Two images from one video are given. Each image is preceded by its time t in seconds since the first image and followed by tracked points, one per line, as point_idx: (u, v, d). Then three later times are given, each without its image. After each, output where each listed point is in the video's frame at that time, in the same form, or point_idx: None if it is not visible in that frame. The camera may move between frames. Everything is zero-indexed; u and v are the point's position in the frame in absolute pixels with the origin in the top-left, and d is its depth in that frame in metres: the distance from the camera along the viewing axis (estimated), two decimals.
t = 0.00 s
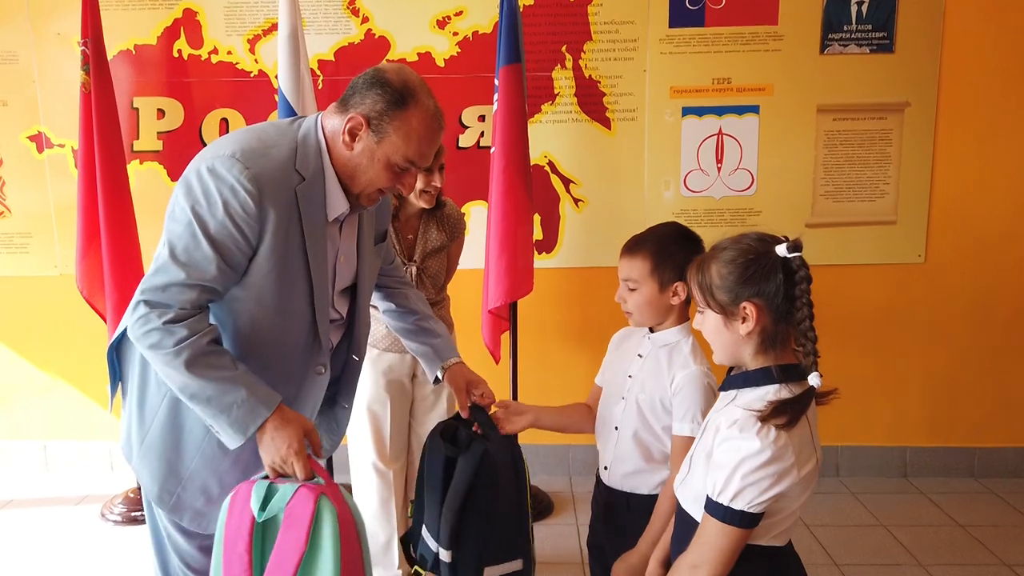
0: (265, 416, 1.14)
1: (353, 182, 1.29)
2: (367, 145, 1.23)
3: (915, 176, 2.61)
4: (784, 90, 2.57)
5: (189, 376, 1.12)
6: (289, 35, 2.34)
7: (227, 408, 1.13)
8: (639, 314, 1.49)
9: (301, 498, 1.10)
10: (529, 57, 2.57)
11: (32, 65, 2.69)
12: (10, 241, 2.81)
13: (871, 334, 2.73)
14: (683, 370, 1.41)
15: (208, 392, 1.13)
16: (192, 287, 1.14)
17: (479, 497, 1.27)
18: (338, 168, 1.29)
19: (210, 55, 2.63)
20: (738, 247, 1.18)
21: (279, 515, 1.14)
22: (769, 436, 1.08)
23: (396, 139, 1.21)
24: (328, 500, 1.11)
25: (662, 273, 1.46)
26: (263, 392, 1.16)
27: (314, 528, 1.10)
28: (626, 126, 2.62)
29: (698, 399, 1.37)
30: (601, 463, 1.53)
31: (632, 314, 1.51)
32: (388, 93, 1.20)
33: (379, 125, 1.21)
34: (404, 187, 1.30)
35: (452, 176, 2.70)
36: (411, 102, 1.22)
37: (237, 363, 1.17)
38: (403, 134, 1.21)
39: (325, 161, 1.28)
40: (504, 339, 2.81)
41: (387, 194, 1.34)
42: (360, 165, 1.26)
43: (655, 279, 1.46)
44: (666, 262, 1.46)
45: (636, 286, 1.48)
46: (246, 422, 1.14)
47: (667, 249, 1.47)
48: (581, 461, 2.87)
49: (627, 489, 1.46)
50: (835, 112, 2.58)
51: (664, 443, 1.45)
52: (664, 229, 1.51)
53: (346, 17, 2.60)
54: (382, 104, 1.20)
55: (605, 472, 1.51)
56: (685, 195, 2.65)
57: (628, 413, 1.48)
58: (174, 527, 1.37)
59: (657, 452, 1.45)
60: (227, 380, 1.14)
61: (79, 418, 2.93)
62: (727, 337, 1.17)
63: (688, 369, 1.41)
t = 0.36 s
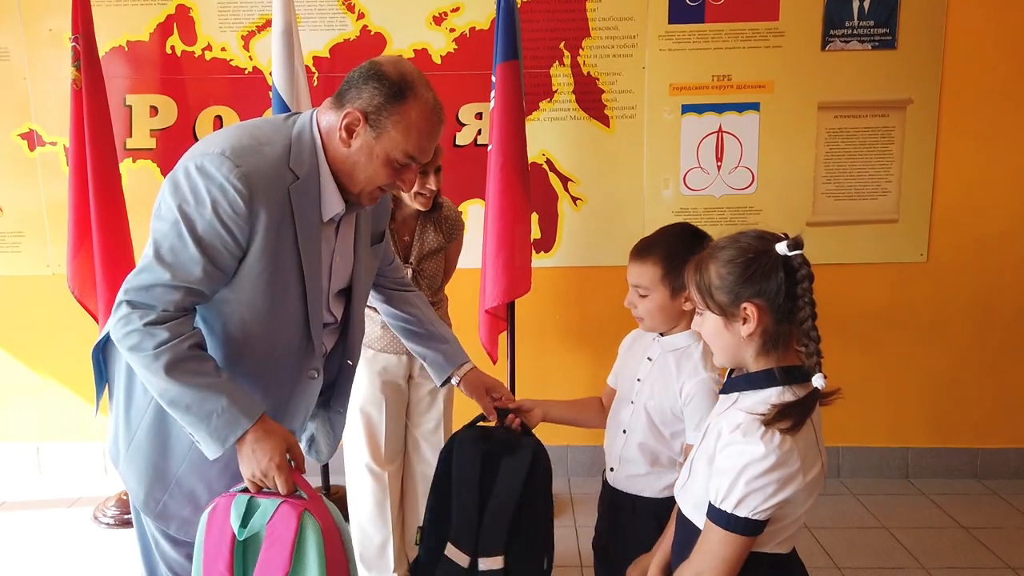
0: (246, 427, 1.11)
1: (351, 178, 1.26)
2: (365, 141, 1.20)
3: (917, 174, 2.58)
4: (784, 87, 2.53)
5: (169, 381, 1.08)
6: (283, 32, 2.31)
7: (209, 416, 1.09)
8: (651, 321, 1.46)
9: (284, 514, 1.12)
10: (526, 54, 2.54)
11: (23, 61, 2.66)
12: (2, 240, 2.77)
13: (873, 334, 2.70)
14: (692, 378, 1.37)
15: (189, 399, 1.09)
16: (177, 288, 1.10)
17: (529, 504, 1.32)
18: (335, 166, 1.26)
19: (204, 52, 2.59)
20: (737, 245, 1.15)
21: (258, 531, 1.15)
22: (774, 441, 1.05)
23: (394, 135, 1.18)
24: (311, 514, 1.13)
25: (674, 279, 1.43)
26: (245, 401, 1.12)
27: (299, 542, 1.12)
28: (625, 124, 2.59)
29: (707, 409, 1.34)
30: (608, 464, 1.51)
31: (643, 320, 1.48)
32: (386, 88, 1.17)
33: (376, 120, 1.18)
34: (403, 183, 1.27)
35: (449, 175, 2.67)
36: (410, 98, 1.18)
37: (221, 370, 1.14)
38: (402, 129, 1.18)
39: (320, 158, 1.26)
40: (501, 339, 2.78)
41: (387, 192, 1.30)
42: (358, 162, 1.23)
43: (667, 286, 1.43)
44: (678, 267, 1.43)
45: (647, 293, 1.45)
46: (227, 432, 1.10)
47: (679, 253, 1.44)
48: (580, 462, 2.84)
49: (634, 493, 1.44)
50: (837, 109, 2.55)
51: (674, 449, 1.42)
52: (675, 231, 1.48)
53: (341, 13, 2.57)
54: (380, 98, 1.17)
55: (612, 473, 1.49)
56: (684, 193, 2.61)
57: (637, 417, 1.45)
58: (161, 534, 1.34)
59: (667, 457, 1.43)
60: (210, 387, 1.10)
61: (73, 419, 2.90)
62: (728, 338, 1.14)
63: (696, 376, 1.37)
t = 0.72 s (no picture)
0: (265, 416, 1.11)
1: (350, 174, 1.25)
2: (365, 136, 1.19)
3: (916, 174, 2.58)
4: (784, 87, 2.53)
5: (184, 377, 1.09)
6: (283, 31, 2.31)
7: (227, 409, 1.11)
8: (647, 322, 1.46)
9: (325, 488, 1.13)
10: (526, 53, 2.54)
11: (22, 60, 2.65)
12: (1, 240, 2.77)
13: (873, 333, 2.70)
14: (687, 374, 1.36)
15: (205, 393, 1.10)
16: (186, 285, 1.11)
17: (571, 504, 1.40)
18: (336, 161, 1.25)
19: (204, 51, 2.59)
20: (733, 241, 1.14)
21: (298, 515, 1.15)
22: (774, 431, 1.05)
23: (395, 130, 1.17)
24: (350, 484, 1.15)
25: (666, 281, 1.43)
26: (262, 390, 1.13)
27: (344, 512, 1.14)
28: (625, 123, 2.59)
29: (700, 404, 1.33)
30: (610, 460, 1.52)
31: (640, 322, 1.48)
32: (390, 83, 1.16)
33: (378, 115, 1.17)
34: (401, 183, 1.26)
35: (448, 174, 2.67)
36: (413, 91, 1.18)
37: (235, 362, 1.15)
38: (404, 125, 1.16)
39: (323, 154, 1.25)
40: (501, 338, 2.77)
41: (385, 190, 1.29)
42: (358, 157, 1.22)
43: (660, 289, 1.43)
44: (670, 269, 1.43)
45: (641, 297, 1.45)
46: (247, 423, 1.11)
47: (670, 253, 1.44)
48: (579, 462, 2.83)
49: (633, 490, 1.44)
50: (837, 109, 2.55)
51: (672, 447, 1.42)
52: (664, 230, 1.48)
53: (341, 13, 2.57)
54: (383, 94, 1.16)
55: (614, 470, 1.50)
56: (684, 192, 2.61)
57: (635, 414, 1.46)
58: (161, 533, 1.34)
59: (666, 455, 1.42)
60: (225, 380, 1.11)
61: (72, 419, 2.90)
62: (725, 334, 1.13)
63: (692, 371, 1.36)
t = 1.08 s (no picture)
0: (296, 379, 1.14)
1: (338, 147, 1.27)
2: (349, 106, 1.21)
3: (914, 172, 2.60)
4: (783, 86, 2.55)
5: (207, 359, 1.11)
6: (285, 30, 2.32)
7: (255, 382, 1.13)
8: (638, 310, 1.48)
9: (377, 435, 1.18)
10: (527, 53, 2.55)
11: (26, 60, 2.67)
12: (4, 238, 2.79)
13: (871, 331, 2.71)
14: (664, 362, 1.38)
15: (230, 372, 1.13)
16: (194, 273, 1.13)
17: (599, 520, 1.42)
18: (327, 137, 1.27)
19: (206, 51, 2.61)
20: (723, 232, 1.15)
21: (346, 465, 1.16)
22: (773, 415, 1.06)
23: (376, 96, 1.18)
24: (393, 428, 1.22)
25: (662, 270, 1.45)
26: (285, 358, 1.15)
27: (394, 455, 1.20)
28: (625, 122, 2.60)
29: (672, 390, 1.34)
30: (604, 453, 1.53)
31: (629, 309, 1.49)
32: (367, 51, 1.18)
33: (358, 83, 1.19)
34: (390, 153, 1.27)
35: (449, 173, 2.69)
36: (389, 56, 1.19)
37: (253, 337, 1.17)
38: (383, 91, 1.18)
39: (313, 132, 1.27)
40: (501, 335, 2.79)
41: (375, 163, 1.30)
42: (343, 129, 1.24)
43: (655, 277, 1.45)
44: (667, 259, 1.45)
45: (635, 283, 1.46)
46: (278, 391, 1.13)
47: (667, 243, 1.46)
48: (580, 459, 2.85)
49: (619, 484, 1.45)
50: (835, 108, 2.56)
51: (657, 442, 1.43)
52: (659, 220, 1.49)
53: (343, 13, 2.58)
54: (362, 62, 1.18)
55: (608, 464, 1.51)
56: (684, 191, 2.63)
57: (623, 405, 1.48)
58: (172, 526, 1.35)
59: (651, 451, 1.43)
60: (249, 355, 1.13)
61: (76, 416, 2.91)
62: (716, 323, 1.15)
63: (670, 359, 1.38)
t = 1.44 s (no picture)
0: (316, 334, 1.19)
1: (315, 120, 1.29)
2: (318, 75, 1.24)
3: (908, 173, 2.62)
4: (779, 88, 2.58)
5: (229, 328, 1.14)
6: (286, 34, 2.35)
7: (278, 343, 1.17)
8: (615, 303, 1.53)
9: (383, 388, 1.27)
10: (525, 55, 2.58)
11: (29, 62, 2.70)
12: (8, 239, 2.81)
13: (866, 330, 2.74)
14: (647, 351, 1.42)
15: (251, 337, 1.16)
16: (202, 249, 1.15)
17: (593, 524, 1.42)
18: (307, 112, 1.29)
19: (208, 53, 2.64)
20: (712, 231, 1.18)
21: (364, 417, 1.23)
22: (756, 411, 1.09)
23: (341, 58, 1.21)
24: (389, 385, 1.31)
25: (639, 264, 1.50)
26: (300, 320, 1.19)
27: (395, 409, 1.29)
28: (622, 124, 2.63)
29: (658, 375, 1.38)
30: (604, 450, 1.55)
31: (608, 304, 1.54)
32: (327, 18, 1.22)
33: (323, 49, 1.22)
34: (366, 115, 1.27)
35: (448, 174, 2.71)
36: (348, 20, 1.22)
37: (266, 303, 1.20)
38: (346, 51, 1.21)
39: (294, 109, 1.29)
40: (500, 335, 2.81)
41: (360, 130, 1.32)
42: (317, 100, 1.26)
43: (631, 270, 1.50)
44: (644, 254, 1.51)
45: (613, 276, 1.52)
46: (303, 348, 1.18)
47: (643, 240, 1.52)
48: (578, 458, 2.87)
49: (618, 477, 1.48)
50: (830, 109, 2.59)
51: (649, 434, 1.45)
52: (637, 220, 1.56)
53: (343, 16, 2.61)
54: (322, 29, 1.23)
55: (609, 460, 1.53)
56: (681, 192, 2.66)
57: (615, 400, 1.50)
58: (186, 520, 1.38)
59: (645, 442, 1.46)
60: (266, 319, 1.17)
61: (78, 415, 2.94)
62: (700, 319, 1.18)
63: (652, 347, 1.42)
